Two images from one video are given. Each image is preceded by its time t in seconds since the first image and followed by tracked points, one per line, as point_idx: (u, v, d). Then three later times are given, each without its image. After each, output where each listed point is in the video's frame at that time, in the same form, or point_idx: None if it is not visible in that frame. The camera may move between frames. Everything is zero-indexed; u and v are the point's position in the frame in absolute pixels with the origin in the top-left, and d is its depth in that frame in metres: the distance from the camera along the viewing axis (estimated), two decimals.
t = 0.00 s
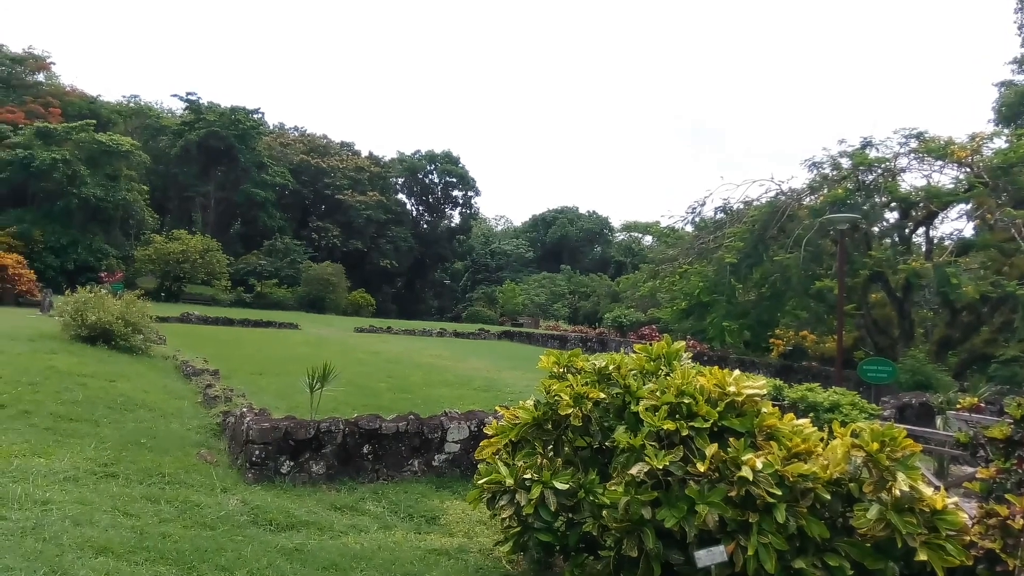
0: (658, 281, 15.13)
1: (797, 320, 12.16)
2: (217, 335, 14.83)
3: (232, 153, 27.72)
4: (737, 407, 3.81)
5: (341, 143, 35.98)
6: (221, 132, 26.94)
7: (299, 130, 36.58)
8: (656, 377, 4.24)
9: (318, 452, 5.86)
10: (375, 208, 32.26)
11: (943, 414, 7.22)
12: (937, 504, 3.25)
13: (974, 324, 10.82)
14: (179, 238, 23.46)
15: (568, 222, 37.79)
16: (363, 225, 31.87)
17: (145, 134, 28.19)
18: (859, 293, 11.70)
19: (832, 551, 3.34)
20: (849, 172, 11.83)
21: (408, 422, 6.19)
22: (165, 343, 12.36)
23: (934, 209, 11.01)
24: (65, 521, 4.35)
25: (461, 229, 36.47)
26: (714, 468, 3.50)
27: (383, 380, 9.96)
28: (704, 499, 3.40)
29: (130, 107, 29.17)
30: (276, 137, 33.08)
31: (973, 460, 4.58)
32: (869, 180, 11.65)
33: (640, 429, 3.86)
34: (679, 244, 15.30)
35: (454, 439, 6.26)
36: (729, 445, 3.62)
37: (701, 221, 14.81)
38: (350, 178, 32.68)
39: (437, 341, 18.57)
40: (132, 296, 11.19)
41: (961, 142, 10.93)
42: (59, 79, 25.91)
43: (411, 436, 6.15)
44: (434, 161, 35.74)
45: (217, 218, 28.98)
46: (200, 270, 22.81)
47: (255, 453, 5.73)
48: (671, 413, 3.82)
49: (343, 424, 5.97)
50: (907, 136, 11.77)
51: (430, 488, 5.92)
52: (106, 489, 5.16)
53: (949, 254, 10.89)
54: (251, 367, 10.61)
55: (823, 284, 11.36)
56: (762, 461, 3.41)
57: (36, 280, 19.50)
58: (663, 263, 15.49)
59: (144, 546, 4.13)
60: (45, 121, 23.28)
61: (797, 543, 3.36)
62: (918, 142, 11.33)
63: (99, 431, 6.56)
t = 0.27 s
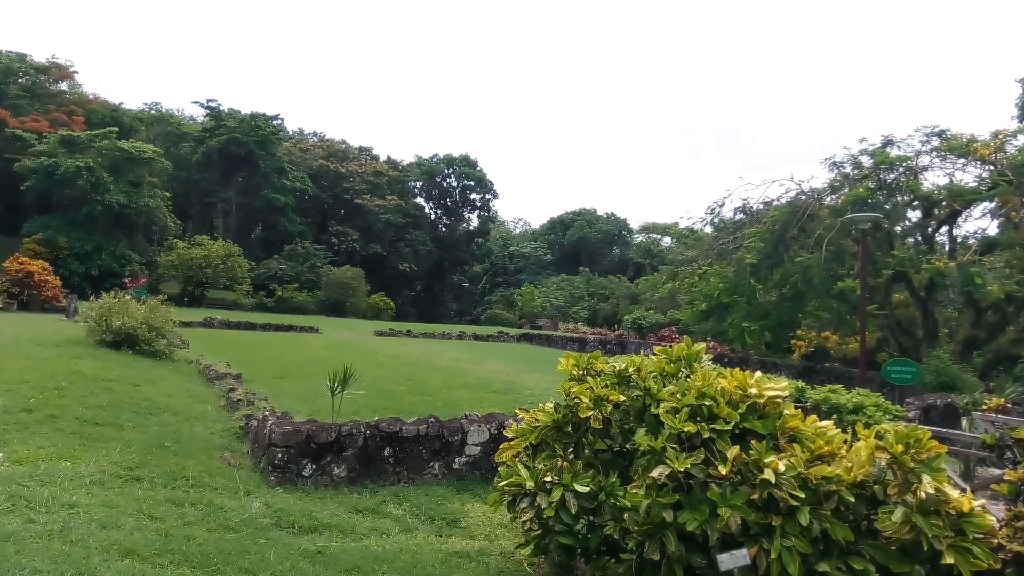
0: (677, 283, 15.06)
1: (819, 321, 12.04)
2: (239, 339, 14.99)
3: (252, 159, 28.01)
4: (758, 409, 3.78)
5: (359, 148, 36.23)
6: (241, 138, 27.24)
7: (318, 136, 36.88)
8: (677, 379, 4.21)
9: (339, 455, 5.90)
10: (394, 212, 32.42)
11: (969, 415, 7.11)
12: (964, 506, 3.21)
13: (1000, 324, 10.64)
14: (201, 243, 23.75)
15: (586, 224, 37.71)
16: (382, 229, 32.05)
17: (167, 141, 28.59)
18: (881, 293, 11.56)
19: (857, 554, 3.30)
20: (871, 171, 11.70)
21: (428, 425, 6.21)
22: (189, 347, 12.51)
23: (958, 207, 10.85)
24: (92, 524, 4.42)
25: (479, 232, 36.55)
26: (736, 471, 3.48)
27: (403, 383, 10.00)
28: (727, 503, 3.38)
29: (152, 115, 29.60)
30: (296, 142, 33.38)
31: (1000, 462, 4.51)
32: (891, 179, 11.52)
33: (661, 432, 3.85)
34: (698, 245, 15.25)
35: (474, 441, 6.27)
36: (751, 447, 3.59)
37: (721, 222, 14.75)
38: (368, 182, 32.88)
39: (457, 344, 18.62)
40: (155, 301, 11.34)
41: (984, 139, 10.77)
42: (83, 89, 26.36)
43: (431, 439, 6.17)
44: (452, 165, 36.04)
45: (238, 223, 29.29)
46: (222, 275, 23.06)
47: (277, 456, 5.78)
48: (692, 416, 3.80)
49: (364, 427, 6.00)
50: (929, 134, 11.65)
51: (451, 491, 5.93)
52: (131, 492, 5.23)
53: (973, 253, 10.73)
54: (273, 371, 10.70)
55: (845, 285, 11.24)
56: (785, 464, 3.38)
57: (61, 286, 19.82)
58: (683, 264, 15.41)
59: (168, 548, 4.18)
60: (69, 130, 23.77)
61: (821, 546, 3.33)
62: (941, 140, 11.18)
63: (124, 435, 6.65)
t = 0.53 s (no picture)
0: (696, 283, 14.98)
1: (840, 322, 11.90)
2: (259, 337, 15.13)
3: (273, 159, 28.26)
4: (778, 410, 3.74)
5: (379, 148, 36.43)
6: (262, 138, 27.53)
7: (338, 136, 37.13)
8: (695, 379, 4.18)
9: (357, 452, 5.93)
10: (412, 211, 32.57)
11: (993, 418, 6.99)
12: (987, 510, 3.15)
13: None
14: (222, 242, 24.00)
15: (604, 224, 37.59)
16: (400, 229, 32.20)
17: (190, 141, 28.95)
18: (904, 294, 11.41)
19: (877, 557, 3.26)
20: (893, 171, 11.55)
21: (445, 423, 6.22)
22: (210, 345, 12.66)
23: (982, 208, 10.69)
24: (113, 519, 4.48)
25: (497, 232, 36.59)
26: (755, 473, 3.45)
27: (421, 382, 10.04)
28: (745, 504, 3.36)
29: (175, 115, 29.99)
30: (316, 142, 33.63)
31: None
32: (914, 179, 11.37)
33: (679, 432, 3.82)
34: (717, 245, 15.17)
35: (491, 440, 6.28)
36: (771, 449, 3.55)
37: (740, 222, 14.65)
38: (387, 182, 33.05)
39: (475, 343, 18.67)
40: (176, 299, 11.48)
41: (1010, 138, 10.60)
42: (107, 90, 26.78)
43: (449, 437, 6.19)
44: (471, 165, 36.08)
45: (259, 222, 29.57)
46: (243, 274, 23.30)
47: (297, 453, 5.82)
48: (711, 416, 3.78)
49: (382, 425, 6.03)
50: (953, 134, 11.47)
51: (468, 489, 5.94)
52: (152, 487, 5.30)
53: (997, 254, 10.56)
54: (292, 368, 10.79)
55: (866, 286, 11.12)
56: (805, 465, 3.34)
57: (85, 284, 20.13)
58: (702, 264, 15.33)
59: (188, 544, 4.23)
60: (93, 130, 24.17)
61: (840, 549, 3.30)
62: (965, 139, 11.02)
63: (145, 431, 6.74)
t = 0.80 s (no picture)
0: (720, 281, 14.87)
1: (865, 321, 11.74)
2: (283, 333, 15.29)
3: (297, 156, 28.51)
4: (803, 409, 3.71)
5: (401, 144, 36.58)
6: (286, 136, 27.78)
7: (361, 133, 37.33)
8: (719, 378, 4.15)
9: (380, 448, 5.98)
10: (434, 208, 32.68)
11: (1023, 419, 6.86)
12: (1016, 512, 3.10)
13: None
14: (247, 238, 24.26)
15: (626, 221, 37.41)
16: (422, 225, 32.32)
17: (215, 138, 29.31)
18: (931, 293, 11.23)
19: (903, 559, 3.23)
20: (921, 167, 11.37)
21: (467, 420, 6.25)
22: (235, 340, 12.81)
23: (1012, 205, 10.49)
24: (141, 512, 4.56)
25: (519, 229, 36.58)
26: (779, 472, 3.43)
27: (443, 378, 10.09)
28: (769, 504, 3.33)
29: (201, 113, 30.37)
30: (339, 139, 33.86)
31: None
32: (942, 175, 11.18)
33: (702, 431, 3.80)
34: (741, 242, 15.03)
35: (513, 437, 6.30)
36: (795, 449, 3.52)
37: (764, 219, 14.51)
38: (409, 179, 33.19)
39: (496, 340, 18.69)
40: (202, 295, 11.62)
41: None
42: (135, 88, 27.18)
43: (470, 434, 6.21)
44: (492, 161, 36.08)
45: (282, 219, 29.85)
46: (267, 270, 23.55)
47: (320, 448, 5.88)
48: (734, 415, 3.75)
49: (404, 421, 6.07)
50: (982, 130, 11.26)
51: (489, 486, 5.97)
52: (179, 481, 5.39)
53: None
54: (315, 364, 10.89)
55: (893, 284, 10.96)
56: (830, 465, 3.31)
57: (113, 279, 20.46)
58: (725, 261, 15.20)
59: (214, 537, 4.29)
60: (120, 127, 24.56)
61: (865, 550, 3.26)
62: (995, 135, 10.82)
63: (172, 425, 6.85)
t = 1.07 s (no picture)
0: (737, 279, 14.78)
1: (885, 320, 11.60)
2: (301, 331, 15.39)
3: (315, 155, 28.68)
4: (822, 409, 3.67)
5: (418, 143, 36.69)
6: (304, 135, 27.97)
7: (378, 132, 37.49)
8: (737, 377, 4.12)
9: (396, 446, 6.00)
10: (450, 207, 32.75)
11: None
12: None
13: None
14: (265, 237, 24.46)
15: (643, 220, 37.24)
16: (438, 224, 32.40)
17: (234, 138, 29.57)
18: (952, 292, 11.08)
19: (923, 560, 3.19)
20: (942, 165, 11.22)
21: (484, 418, 6.26)
22: (253, 338, 12.91)
23: None
24: (160, 508, 4.62)
25: (535, 227, 36.56)
26: (798, 472, 3.40)
27: (459, 376, 10.12)
28: (788, 504, 3.31)
29: (220, 113, 30.65)
30: (357, 139, 34.02)
31: None
32: (964, 173, 11.03)
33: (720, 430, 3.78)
34: (759, 241, 14.93)
35: (529, 436, 6.30)
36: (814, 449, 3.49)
37: (783, 217, 14.40)
38: (426, 178, 33.29)
39: (512, 339, 18.70)
40: (221, 293, 11.72)
41: None
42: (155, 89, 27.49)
43: (487, 432, 6.22)
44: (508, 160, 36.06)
45: (300, 218, 30.05)
46: (284, 268, 23.72)
47: (337, 445, 5.91)
48: (752, 415, 3.72)
49: (421, 419, 6.09)
50: (1005, 127, 11.10)
51: (505, 484, 5.98)
52: (198, 477, 5.44)
53: None
54: (333, 362, 10.96)
55: (913, 283, 10.83)
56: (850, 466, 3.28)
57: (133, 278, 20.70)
58: (743, 260, 15.09)
59: (232, 533, 4.33)
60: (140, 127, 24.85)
61: (885, 551, 3.23)
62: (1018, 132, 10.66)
63: (192, 422, 6.91)
